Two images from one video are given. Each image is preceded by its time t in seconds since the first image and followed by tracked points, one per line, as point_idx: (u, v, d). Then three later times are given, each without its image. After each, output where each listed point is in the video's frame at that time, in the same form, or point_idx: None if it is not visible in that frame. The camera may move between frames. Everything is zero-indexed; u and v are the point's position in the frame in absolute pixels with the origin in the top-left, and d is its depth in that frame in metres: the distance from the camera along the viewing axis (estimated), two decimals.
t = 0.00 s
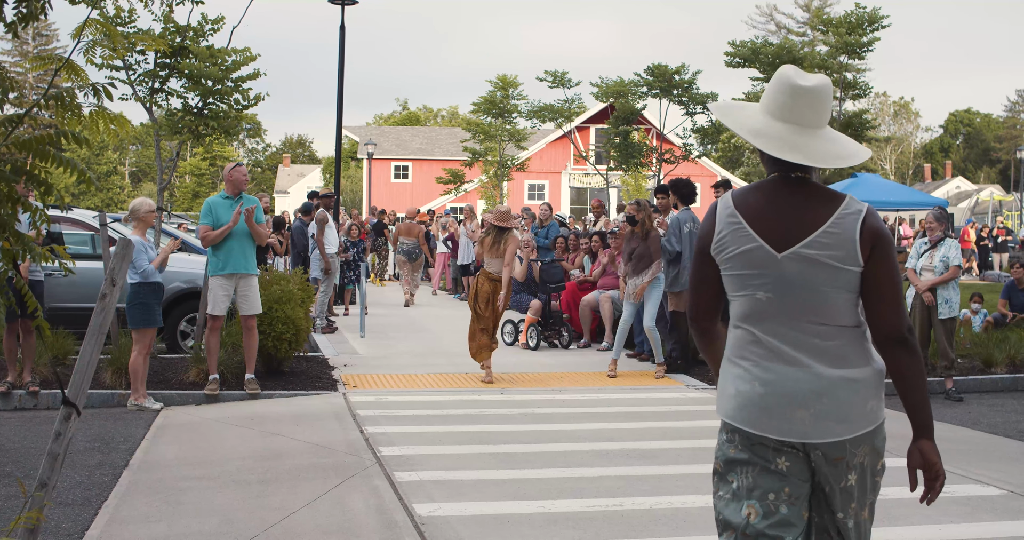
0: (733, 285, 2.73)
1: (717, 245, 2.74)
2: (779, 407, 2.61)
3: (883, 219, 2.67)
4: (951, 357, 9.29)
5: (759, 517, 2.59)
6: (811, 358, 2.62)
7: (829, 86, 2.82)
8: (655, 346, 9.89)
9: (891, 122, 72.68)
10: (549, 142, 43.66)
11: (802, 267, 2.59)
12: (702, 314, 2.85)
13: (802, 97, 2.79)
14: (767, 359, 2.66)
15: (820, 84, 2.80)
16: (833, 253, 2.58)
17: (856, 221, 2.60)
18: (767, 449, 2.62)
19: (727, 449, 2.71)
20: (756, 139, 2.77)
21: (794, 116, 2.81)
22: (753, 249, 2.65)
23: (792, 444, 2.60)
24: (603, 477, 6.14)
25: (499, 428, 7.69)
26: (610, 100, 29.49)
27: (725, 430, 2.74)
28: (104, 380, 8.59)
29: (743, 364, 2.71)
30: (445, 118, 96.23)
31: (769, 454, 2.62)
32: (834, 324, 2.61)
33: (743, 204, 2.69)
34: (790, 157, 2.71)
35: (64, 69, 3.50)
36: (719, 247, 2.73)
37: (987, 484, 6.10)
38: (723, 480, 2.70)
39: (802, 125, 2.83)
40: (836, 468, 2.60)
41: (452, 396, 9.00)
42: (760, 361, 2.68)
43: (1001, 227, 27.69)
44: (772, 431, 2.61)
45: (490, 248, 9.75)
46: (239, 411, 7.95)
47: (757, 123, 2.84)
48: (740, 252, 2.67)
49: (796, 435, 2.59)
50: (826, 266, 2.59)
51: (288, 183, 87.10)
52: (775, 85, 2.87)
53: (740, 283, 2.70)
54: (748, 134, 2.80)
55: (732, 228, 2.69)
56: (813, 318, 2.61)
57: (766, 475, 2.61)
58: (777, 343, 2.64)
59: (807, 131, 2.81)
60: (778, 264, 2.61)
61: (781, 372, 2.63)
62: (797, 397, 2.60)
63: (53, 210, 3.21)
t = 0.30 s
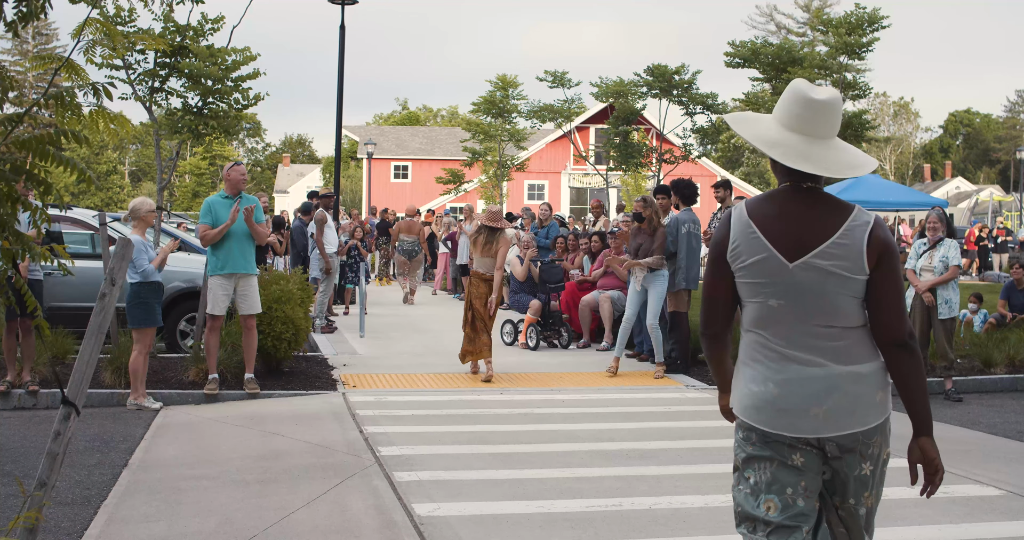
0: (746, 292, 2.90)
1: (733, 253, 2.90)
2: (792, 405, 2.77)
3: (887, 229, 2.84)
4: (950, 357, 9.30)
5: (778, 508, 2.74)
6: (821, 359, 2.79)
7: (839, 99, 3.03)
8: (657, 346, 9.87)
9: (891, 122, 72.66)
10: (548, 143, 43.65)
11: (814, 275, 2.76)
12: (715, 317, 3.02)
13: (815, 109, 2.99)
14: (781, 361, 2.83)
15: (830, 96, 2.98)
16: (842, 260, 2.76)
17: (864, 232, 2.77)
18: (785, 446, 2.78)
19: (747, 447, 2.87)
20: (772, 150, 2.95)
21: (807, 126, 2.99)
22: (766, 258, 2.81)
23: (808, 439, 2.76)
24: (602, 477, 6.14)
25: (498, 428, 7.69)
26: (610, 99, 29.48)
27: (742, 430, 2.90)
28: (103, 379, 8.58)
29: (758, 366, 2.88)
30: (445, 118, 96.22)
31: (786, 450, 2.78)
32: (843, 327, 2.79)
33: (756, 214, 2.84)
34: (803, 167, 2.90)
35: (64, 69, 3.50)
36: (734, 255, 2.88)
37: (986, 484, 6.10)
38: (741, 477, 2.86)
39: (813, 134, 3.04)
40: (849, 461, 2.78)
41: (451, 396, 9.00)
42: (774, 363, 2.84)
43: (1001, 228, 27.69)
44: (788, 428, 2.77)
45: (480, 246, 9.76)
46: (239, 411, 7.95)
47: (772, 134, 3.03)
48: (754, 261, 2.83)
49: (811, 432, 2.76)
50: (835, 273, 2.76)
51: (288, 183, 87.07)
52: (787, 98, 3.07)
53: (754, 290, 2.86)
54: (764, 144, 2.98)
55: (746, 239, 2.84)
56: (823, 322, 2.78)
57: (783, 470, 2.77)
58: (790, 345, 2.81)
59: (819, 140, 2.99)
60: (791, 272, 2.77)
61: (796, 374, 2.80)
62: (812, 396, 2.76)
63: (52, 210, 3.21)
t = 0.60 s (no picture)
0: (758, 283, 3.00)
1: (746, 245, 2.99)
2: (806, 389, 2.92)
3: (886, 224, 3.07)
4: (949, 357, 9.35)
5: (778, 500, 2.90)
6: (831, 346, 2.95)
7: (843, 100, 3.20)
8: (657, 346, 9.84)
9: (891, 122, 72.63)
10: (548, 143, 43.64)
11: (826, 264, 2.93)
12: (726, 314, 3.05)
13: (822, 107, 3.15)
14: (793, 351, 2.96)
15: (834, 96, 3.16)
16: (851, 251, 2.95)
17: (871, 226, 2.99)
18: (790, 441, 2.91)
19: (754, 438, 2.98)
20: (786, 144, 3.09)
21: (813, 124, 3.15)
22: (783, 249, 2.94)
23: (815, 433, 2.90)
24: (602, 477, 6.14)
25: (497, 428, 7.69)
26: (609, 100, 29.47)
27: (750, 421, 3.01)
28: (102, 379, 8.57)
29: (770, 357, 2.99)
30: (445, 118, 96.19)
31: (788, 445, 2.91)
32: (850, 315, 2.96)
33: (770, 207, 2.99)
34: (817, 161, 3.04)
35: (63, 69, 3.50)
36: (749, 246, 2.98)
37: (986, 484, 6.10)
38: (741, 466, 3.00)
39: (818, 131, 3.19)
40: (850, 454, 2.90)
41: (449, 396, 8.99)
42: (785, 354, 2.97)
43: (1001, 228, 27.70)
44: (797, 419, 2.91)
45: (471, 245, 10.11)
46: (238, 411, 7.95)
47: (781, 129, 3.18)
48: (771, 252, 2.95)
49: (822, 421, 2.90)
50: (845, 263, 2.95)
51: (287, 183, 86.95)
52: (794, 97, 3.23)
53: (767, 281, 2.98)
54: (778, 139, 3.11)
55: (762, 231, 2.97)
56: (833, 310, 2.95)
57: (785, 465, 2.90)
58: (803, 335, 2.95)
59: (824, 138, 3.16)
60: (806, 263, 2.93)
61: (808, 363, 2.94)
62: (825, 385, 2.92)
63: (51, 210, 3.21)
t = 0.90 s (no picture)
0: (765, 276, 3.04)
1: (758, 238, 3.02)
2: (809, 380, 2.99)
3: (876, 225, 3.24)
4: (949, 357, 9.36)
5: (766, 484, 3.01)
6: (832, 338, 3.03)
7: (838, 104, 3.28)
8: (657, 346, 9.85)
9: (891, 123, 72.63)
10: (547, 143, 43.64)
11: (832, 258, 3.03)
12: (732, 305, 3.01)
13: (820, 110, 3.22)
14: (794, 342, 3.03)
15: (831, 99, 3.24)
16: (853, 246, 3.07)
17: (871, 223, 3.13)
18: (782, 430, 3.00)
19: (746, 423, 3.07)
20: (789, 146, 3.15)
21: (811, 126, 3.22)
22: (793, 242, 3.01)
23: (808, 423, 2.99)
24: (601, 478, 6.14)
25: (496, 428, 7.68)
26: (609, 100, 29.46)
27: (743, 407, 3.10)
28: (102, 379, 8.57)
29: (772, 348, 3.05)
30: (445, 119, 96.21)
31: (778, 435, 3.00)
32: (849, 309, 3.07)
33: (780, 201, 3.05)
34: (818, 162, 3.11)
35: (63, 70, 3.50)
36: (760, 238, 3.01)
37: (985, 485, 6.10)
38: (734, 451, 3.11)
39: (815, 134, 3.26)
40: (838, 447, 3.00)
41: (449, 397, 8.99)
42: (787, 346, 3.03)
43: (1001, 229, 27.73)
44: (792, 409, 2.99)
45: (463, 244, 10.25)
46: (237, 411, 7.94)
47: (780, 131, 3.23)
48: (781, 245, 3.00)
49: (815, 412, 2.99)
50: (848, 258, 3.06)
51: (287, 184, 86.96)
52: (791, 101, 3.29)
53: (776, 273, 3.02)
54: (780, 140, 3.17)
55: (773, 223, 3.02)
56: (835, 303, 3.04)
57: (775, 451, 3.00)
58: (805, 327, 3.02)
59: (822, 140, 3.23)
60: (815, 255, 3.02)
61: (809, 354, 3.01)
62: (823, 375, 2.99)
63: (51, 210, 3.20)
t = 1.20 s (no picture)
0: (763, 287, 3.12)
1: (758, 250, 3.10)
2: (800, 386, 3.08)
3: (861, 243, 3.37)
4: (948, 358, 9.36)
5: (756, 489, 3.10)
6: (822, 347, 3.13)
7: (824, 127, 3.39)
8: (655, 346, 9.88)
9: (890, 123, 72.63)
10: (547, 143, 43.64)
11: (825, 270, 3.14)
12: (738, 310, 3.06)
13: (810, 133, 3.32)
14: (787, 350, 3.12)
15: (818, 122, 3.34)
16: (844, 260, 3.19)
17: (859, 240, 3.26)
18: (770, 435, 3.10)
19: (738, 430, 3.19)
20: (781, 168, 3.24)
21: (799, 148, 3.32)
22: (790, 256, 3.11)
23: (794, 426, 3.08)
24: (600, 478, 6.14)
25: (495, 429, 7.68)
26: (608, 101, 29.43)
27: (734, 414, 3.20)
28: (101, 380, 8.56)
29: (765, 355, 3.14)
30: (444, 120, 96.21)
31: (765, 442, 3.11)
32: (838, 319, 3.17)
33: (776, 217, 3.16)
34: (810, 184, 3.21)
35: (62, 71, 3.50)
36: (760, 250, 3.10)
37: (985, 486, 6.10)
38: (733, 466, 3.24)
39: (803, 156, 3.36)
40: (821, 448, 3.08)
41: (449, 398, 8.98)
42: (780, 354, 3.12)
43: (1000, 228, 27.73)
44: (781, 414, 3.08)
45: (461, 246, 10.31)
46: (236, 412, 7.94)
47: (772, 152, 3.31)
48: (781, 258, 3.09)
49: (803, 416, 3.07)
50: (839, 271, 3.17)
51: (287, 185, 86.91)
52: (781, 124, 3.38)
53: (773, 283, 3.11)
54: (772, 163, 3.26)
55: (771, 236, 3.11)
56: (826, 314, 3.14)
57: (764, 456, 3.11)
58: (796, 336, 3.12)
59: (810, 161, 3.33)
60: (809, 267, 3.12)
61: (798, 360, 3.10)
62: (811, 381, 3.08)
63: (51, 211, 3.20)
